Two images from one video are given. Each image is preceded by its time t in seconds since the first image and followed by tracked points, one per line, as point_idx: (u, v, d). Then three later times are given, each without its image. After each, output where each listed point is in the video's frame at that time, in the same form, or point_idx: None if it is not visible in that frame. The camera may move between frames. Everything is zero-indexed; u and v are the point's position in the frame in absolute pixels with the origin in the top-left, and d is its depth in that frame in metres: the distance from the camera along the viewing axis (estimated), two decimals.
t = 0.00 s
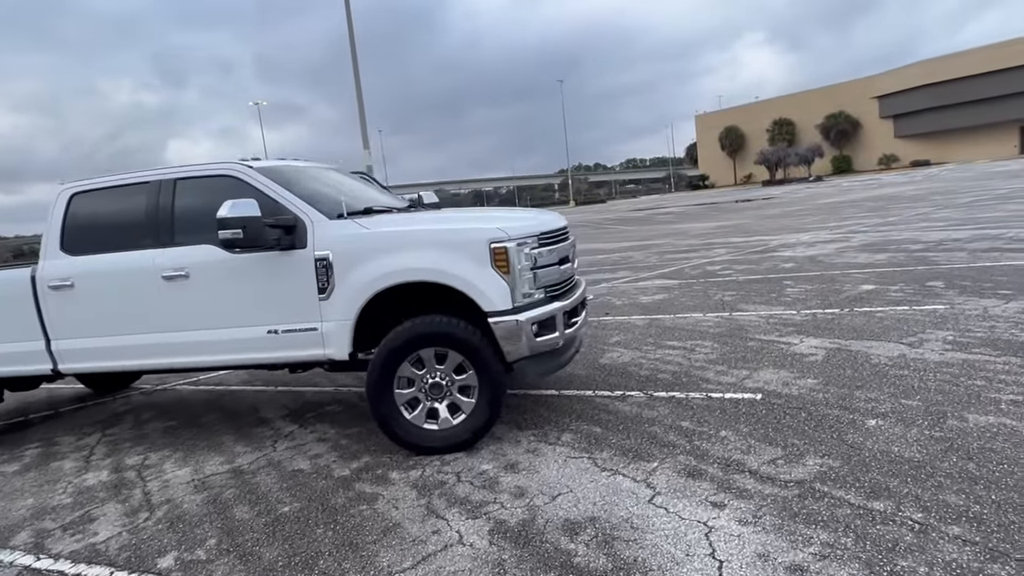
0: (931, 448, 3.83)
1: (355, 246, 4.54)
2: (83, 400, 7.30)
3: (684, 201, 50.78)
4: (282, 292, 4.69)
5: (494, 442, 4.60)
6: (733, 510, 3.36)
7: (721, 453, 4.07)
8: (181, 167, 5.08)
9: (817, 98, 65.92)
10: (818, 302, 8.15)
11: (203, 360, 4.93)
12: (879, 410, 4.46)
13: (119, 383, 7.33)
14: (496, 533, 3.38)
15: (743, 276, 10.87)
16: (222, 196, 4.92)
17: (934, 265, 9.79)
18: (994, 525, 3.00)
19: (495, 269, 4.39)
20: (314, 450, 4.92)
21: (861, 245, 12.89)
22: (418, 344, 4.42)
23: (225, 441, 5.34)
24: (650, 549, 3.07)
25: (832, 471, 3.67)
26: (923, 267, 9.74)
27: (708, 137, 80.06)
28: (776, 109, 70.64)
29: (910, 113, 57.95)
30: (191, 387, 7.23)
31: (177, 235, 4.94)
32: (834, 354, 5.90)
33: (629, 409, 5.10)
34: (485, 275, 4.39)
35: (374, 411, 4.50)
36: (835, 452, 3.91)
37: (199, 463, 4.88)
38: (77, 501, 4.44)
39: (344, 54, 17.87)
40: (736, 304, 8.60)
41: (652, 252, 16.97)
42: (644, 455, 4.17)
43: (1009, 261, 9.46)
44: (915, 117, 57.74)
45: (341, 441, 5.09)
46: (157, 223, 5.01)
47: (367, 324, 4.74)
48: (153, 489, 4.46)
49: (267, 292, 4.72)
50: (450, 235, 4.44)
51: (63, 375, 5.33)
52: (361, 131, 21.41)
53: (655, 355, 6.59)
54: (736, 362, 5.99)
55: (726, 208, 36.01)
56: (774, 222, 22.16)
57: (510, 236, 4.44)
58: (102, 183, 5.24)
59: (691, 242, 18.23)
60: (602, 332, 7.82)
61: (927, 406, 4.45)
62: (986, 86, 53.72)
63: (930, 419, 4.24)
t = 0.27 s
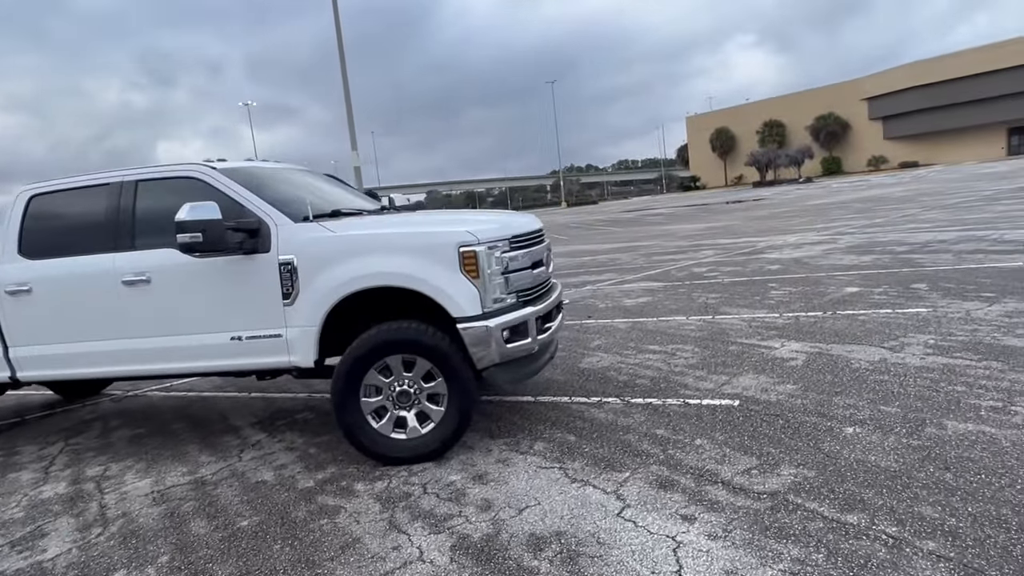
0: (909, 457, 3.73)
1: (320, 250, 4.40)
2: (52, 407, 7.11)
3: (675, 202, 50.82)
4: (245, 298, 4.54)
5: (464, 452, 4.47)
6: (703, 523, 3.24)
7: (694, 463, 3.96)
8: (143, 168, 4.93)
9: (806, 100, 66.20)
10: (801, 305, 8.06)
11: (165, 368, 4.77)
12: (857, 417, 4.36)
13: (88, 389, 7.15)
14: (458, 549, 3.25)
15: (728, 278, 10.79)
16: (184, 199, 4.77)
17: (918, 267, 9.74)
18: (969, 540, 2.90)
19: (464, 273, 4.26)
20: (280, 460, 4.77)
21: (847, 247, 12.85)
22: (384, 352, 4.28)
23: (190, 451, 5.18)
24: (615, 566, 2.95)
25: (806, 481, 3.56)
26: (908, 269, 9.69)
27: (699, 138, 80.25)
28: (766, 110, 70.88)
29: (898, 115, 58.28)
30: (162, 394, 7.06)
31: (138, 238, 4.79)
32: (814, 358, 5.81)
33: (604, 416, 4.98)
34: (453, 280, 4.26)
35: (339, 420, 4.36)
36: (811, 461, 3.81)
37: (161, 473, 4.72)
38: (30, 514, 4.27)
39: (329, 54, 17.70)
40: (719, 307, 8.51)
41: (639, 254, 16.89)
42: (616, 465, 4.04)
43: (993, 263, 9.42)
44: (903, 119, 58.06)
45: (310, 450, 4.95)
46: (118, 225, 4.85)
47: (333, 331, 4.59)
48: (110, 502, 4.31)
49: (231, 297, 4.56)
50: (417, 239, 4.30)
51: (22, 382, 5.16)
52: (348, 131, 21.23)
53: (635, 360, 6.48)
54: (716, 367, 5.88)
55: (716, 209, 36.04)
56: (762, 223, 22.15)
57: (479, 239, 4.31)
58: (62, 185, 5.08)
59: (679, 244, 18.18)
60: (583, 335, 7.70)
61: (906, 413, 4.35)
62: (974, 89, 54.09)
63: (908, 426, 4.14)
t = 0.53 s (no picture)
0: (886, 471, 3.64)
1: (285, 257, 4.27)
2: (21, 415, 6.95)
3: (667, 203, 50.83)
4: (210, 305, 4.41)
5: (435, 464, 4.35)
6: (673, 542, 3.14)
7: (668, 476, 3.86)
8: (106, 172, 4.79)
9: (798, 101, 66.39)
10: (786, 310, 7.98)
11: (127, 377, 4.63)
12: (836, 428, 4.27)
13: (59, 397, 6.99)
14: (419, 570, 3.14)
15: (715, 282, 10.72)
16: (148, 203, 4.64)
17: (905, 271, 9.68)
18: (944, 560, 2.80)
19: (433, 281, 4.14)
20: (247, 472, 4.64)
21: (835, 250, 12.80)
22: (351, 362, 4.16)
23: (156, 462, 5.04)
24: None
25: (781, 497, 3.46)
26: (894, 272, 9.63)
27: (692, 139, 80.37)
28: (758, 112, 71.05)
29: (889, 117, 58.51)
30: (135, 402, 6.91)
31: (100, 244, 4.65)
32: (796, 366, 5.71)
33: (580, 426, 4.87)
34: (422, 288, 4.14)
35: (305, 432, 4.24)
36: (787, 475, 3.72)
37: (123, 486, 4.58)
38: None
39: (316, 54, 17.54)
40: (704, 311, 8.42)
41: (628, 256, 16.81)
42: (588, 478, 3.94)
43: (979, 267, 9.37)
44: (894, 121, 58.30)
45: (278, 462, 4.83)
46: (79, 231, 4.71)
47: (300, 339, 4.47)
48: (67, 518, 4.16)
49: (195, 305, 4.44)
50: (385, 245, 4.18)
51: None
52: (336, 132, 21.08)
53: (616, 366, 6.37)
54: (696, 375, 5.78)
55: (707, 211, 36.04)
56: (752, 225, 22.13)
57: (449, 246, 4.19)
58: (23, 188, 4.94)
59: (668, 246, 18.12)
60: (565, 341, 7.59)
61: (886, 423, 4.26)
62: (964, 91, 54.35)
63: (887, 438, 4.05)
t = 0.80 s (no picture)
0: (879, 479, 3.53)
1: (261, 257, 4.14)
2: None
3: (663, 203, 50.77)
4: (184, 306, 4.29)
5: (415, 471, 4.23)
6: (657, 555, 3.02)
7: (655, 484, 3.74)
8: (79, 168, 4.66)
9: (794, 102, 66.42)
10: (779, 311, 7.88)
11: (99, 380, 4.49)
12: (828, 434, 4.16)
13: (37, 398, 6.84)
14: None
15: (708, 282, 10.62)
16: (121, 201, 4.50)
17: (899, 272, 9.59)
18: None
19: (413, 282, 4.01)
20: (223, 478, 4.51)
21: (829, 250, 12.71)
22: (328, 365, 4.03)
23: (131, 466, 4.90)
24: None
25: (770, 507, 3.35)
26: (888, 274, 9.54)
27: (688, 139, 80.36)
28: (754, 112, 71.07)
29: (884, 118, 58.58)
30: (114, 403, 6.76)
31: (71, 242, 4.51)
32: (788, 369, 5.60)
33: (566, 431, 4.75)
34: (402, 290, 4.01)
35: (281, 437, 4.11)
36: (776, 483, 3.60)
37: (94, 492, 4.44)
38: None
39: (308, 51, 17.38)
40: (696, 313, 8.31)
41: (622, 256, 16.70)
42: (572, 486, 3.81)
43: (974, 268, 9.29)
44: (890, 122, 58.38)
45: (256, 467, 4.70)
46: (50, 229, 4.57)
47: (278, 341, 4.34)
48: (33, 526, 4.02)
49: (168, 306, 4.31)
50: (365, 246, 4.05)
51: None
52: (329, 130, 20.94)
53: (606, 369, 6.26)
54: (686, 378, 5.66)
55: (702, 211, 35.98)
56: (747, 226, 22.05)
57: (431, 246, 4.07)
58: None
59: (662, 246, 18.02)
60: (554, 343, 7.47)
61: (878, 430, 4.14)
62: (959, 92, 54.44)
63: (880, 444, 3.94)
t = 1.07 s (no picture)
0: (881, 489, 3.38)
1: (241, 254, 3.99)
2: None
3: (661, 203, 50.65)
4: (161, 306, 4.12)
5: (400, 478, 4.08)
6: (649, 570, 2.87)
7: (648, 493, 3.59)
8: (53, 163, 4.50)
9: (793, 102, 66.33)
10: (777, 312, 7.74)
11: (72, 382, 4.32)
12: (827, 441, 4.01)
13: (18, 399, 6.67)
14: None
15: (705, 283, 10.47)
16: (97, 197, 4.34)
17: (899, 273, 9.46)
18: None
19: (398, 282, 3.86)
20: (201, 484, 4.35)
21: (828, 251, 12.58)
22: (309, 368, 3.87)
23: (107, 471, 4.74)
24: None
25: (767, 518, 3.20)
26: (888, 274, 9.40)
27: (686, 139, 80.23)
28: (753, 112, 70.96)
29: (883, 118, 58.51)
30: (96, 405, 6.60)
31: (44, 239, 4.35)
32: (787, 372, 5.45)
33: (558, 435, 4.60)
34: (386, 290, 3.85)
35: (260, 443, 3.95)
36: (774, 492, 3.46)
37: (67, 499, 4.28)
38: None
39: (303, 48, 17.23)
40: (693, 313, 8.17)
41: (619, 256, 16.56)
42: (562, 495, 3.66)
43: (975, 269, 9.15)
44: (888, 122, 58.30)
45: (237, 473, 4.54)
46: (23, 225, 4.41)
47: (258, 342, 4.18)
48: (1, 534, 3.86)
49: (145, 306, 4.15)
50: (347, 243, 3.89)
51: None
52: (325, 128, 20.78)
53: (600, 371, 6.11)
54: (682, 381, 5.51)
55: (701, 211, 35.86)
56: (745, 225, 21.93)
57: (416, 244, 3.91)
58: None
59: (660, 246, 17.89)
60: (548, 344, 7.31)
61: (880, 436, 4.00)
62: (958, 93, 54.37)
63: (882, 451, 3.80)
